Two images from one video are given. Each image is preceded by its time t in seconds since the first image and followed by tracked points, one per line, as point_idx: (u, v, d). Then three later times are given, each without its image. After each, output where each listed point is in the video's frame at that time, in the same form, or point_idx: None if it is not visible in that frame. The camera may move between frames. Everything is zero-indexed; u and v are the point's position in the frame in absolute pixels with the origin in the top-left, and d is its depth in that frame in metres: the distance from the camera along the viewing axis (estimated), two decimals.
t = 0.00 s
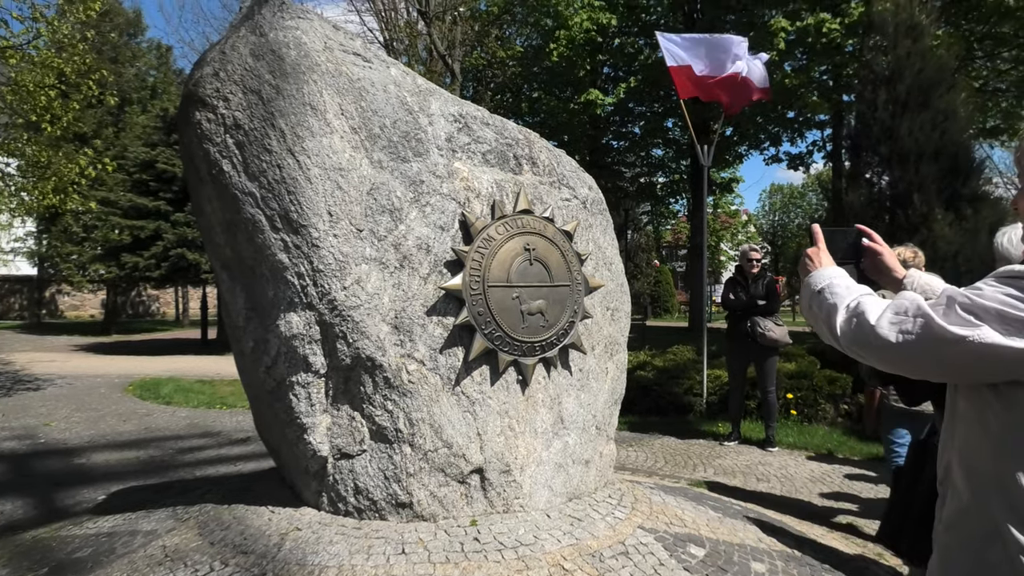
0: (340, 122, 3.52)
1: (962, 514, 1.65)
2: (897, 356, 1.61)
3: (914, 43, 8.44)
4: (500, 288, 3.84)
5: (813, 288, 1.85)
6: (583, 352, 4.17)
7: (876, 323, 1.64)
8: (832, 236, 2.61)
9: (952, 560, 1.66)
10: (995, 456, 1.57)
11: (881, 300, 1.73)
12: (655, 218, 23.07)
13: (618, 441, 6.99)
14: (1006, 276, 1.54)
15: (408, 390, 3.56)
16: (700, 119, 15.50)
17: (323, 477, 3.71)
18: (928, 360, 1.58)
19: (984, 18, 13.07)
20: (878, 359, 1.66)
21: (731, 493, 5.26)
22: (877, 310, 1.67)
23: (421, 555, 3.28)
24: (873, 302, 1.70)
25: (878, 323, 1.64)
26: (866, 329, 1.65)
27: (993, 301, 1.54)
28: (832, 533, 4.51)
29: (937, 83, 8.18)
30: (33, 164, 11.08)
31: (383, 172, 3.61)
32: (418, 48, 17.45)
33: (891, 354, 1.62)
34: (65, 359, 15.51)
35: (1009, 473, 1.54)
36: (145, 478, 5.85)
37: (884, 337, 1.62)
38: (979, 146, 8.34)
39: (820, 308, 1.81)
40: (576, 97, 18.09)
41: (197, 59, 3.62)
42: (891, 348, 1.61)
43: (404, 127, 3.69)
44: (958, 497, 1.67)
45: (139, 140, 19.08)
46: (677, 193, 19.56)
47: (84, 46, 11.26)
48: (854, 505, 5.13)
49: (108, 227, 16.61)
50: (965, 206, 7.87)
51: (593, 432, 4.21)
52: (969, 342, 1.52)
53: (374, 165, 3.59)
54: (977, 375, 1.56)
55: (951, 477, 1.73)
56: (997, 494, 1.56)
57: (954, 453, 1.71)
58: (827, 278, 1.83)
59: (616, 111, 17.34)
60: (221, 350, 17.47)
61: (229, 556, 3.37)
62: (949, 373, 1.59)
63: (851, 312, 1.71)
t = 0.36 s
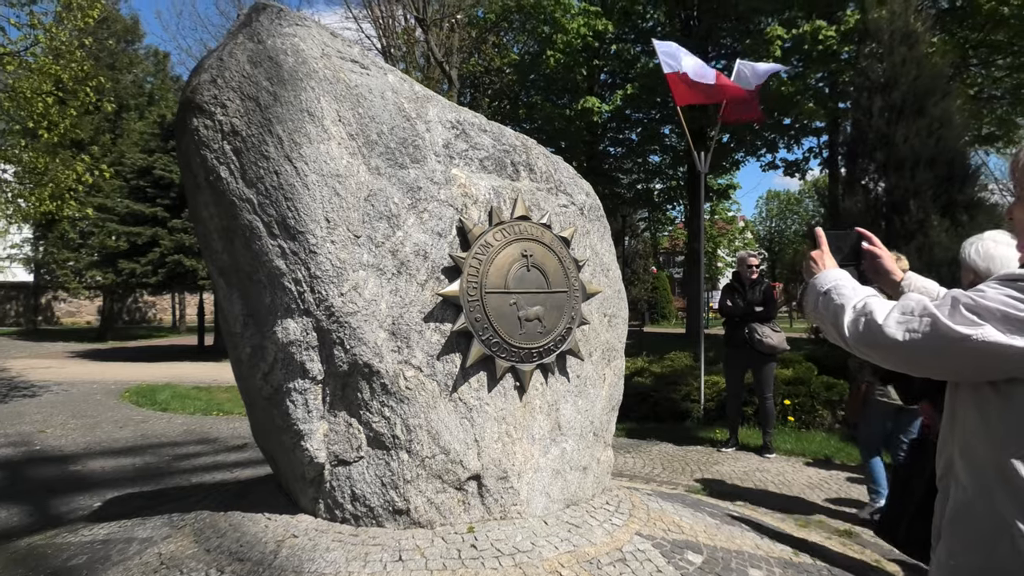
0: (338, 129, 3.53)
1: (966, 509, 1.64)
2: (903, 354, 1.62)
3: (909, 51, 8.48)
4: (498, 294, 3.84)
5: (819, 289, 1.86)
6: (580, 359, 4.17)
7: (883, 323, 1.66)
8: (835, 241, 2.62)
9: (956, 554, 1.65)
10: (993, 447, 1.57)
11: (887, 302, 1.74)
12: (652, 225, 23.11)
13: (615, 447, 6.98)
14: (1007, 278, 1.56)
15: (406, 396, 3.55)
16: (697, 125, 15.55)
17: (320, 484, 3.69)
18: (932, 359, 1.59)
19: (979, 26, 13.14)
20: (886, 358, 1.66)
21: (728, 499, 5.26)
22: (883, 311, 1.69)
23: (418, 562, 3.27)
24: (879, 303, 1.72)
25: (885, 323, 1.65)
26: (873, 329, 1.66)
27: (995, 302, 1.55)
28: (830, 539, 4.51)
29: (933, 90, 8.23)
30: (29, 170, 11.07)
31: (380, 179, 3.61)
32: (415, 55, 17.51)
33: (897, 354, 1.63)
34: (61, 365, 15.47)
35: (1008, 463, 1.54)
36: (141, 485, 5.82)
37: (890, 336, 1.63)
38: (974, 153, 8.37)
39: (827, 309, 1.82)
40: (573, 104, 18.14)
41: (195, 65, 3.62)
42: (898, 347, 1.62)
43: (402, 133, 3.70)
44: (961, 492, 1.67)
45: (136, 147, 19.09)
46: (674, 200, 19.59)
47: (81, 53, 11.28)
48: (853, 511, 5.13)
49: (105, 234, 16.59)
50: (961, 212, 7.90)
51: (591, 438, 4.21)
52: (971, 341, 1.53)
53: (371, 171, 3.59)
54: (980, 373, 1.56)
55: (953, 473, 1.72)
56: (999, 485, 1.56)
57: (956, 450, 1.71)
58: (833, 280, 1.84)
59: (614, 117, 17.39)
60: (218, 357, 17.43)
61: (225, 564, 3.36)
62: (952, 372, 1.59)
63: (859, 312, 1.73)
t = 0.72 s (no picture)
0: (336, 134, 3.53)
1: (961, 512, 1.64)
2: (900, 359, 1.62)
3: (905, 56, 8.53)
4: (496, 300, 3.84)
5: (820, 294, 1.86)
6: (578, 363, 4.17)
7: (880, 327, 1.66)
8: (837, 246, 2.63)
9: (952, 556, 1.65)
10: (987, 449, 1.58)
11: (885, 306, 1.75)
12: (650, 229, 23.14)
13: (613, 452, 6.97)
14: (1002, 281, 1.56)
15: (404, 402, 3.55)
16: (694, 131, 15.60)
17: (317, 489, 3.68)
18: (928, 364, 1.59)
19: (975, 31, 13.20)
20: (883, 363, 1.67)
21: (726, 503, 5.26)
22: (880, 316, 1.69)
23: (416, 569, 3.26)
24: (877, 308, 1.72)
25: (882, 328, 1.66)
26: (870, 333, 1.67)
27: (991, 306, 1.54)
28: (828, 544, 4.50)
29: (929, 96, 8.27)
30: (27, 175, 11.08)
31: (378, 184, 3.61)
32: (413, 61, 17.57)
33: (894, 358, 1.63)
34: (57, 371, 15.43)
35: (1002, 464, 1.54)
36: (137, 491, 5.80)
37: (887, 340, 1.64)
38: (970, 158, 8.40)
39: (827, 312, 1.82)
40: (570, 109, 18.18)
41: (193, 72, 3.63)
42: (895, 351, 1.63)
43: (400, 139, 3.70)
44: (957, 494, 1.67)
45: (134, 152, 19.10)
46: (671, 205, 19.61)
47: (79, 59, 11.30)
48: (851, 516, 5.12)
49: (102, 239, 16.59)
50: (957, 217, 7.91)
51: (589, 443, 4.21)
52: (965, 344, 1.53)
53: (370, 176, 3.60)
54: (976, 375, 1.56)
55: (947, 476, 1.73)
56: (994, 487, 1.56)
57: (951, 453, 1.71)
58: (834, 284, 1.84)
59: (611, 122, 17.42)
60: (215, 362, 17.40)
61: (222, 569, 3.36)
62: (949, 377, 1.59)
63: (857, 316, 1.73)
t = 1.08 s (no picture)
0: (335, 140, 3.53)
1: (955, 517, 1.64)
2: (895, 364, 1.63)
3: (903, 62, 8.55)
4: (493, 305, 3.84)
5: (817, 299, 1.86)
6: (577, 369, 4.17)
7: (875, 332, 1.66)
8: (833, 252, 2.62)
9: (947, 561, 1.65)
10: (981, 454, 1.58)
11: (882, 312, 1.74)
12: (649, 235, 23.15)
13: (612, 458, 6.97)
14: (997, 286, 1.56)
15: (402, 407, 3.54)
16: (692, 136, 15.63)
17: (315, 495, 3.67)
18: (924, 370, 1.59)
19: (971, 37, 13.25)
20: (878, 368, 1.67)
21: (725, 509, 5.25)
22: (876, 321, 1.69)
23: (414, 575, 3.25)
24: (873, 313, 1.72)
25: (877, 333, 1.66)
26: (865, 338, 1.67)
27: (987, 311, 1.54)
28: (828, 549, 4.49)
29: (927, 102, 8.30)
30: (25, 181, 11.09)
31: (377, 189, 3.61)
32: (412, 67, 17.60)
33: (889, 364, 1.63)
34: (55, 377, 15.38)
35: (997, 469, 1.54)
36: (135, 497, 5.78)
37: (883, 344, 1.64)
38: (968, 163, 8.42)
39: (824, 316, 1.82)
40: (569, 114, 18.23)
41: (192, 78, 3.63)
42: (890, 357, 1.63)
43: (398, 144, 3.70)
44: (952, 499, 1.66)
45: (133, 158, 19.11)
46: (670, 211, 19.64)
47: (78, 64, 11.32)
48: (849, 521, 5.11)
49: (100, 244, 16.58)
50: (955, 222, 7.92)
51: (588, 449, 4.21)
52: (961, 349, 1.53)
53: (368, 182, 3.60)
54: (971, 380, 1.56)
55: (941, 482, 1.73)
56: (989, 491, 1.56)
57: (947, 458, 1.71)
58: (830, 290, 1.84)
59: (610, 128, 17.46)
60: (213, 367, 17.38)
61: None
62: (944, 381, 1.59)
63: (852, 322, 1.73)
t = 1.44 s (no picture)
0: (334, 144, 3.53)
1: (952, 521, 1.64)
2: (891, 368, 1.63)
3: (901, 67, 8.58)
4: (492, 309, 3.84)
5: (813, 304, 1.86)
6: (576, 373, 4.16)
7: (871, 337, 1.67)
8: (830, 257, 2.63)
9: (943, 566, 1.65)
10: (978, 458, 1.58)
11: (878, 316, 1.75)
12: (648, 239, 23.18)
13: (611, 462, 6.96)
14: (992, 291, 1.56)
15: (400, 412, 3.54)
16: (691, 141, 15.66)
17: (314, 500, 3.67)
18: (924, 375, 1.59)
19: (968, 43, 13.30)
20: (875, 373, 1.67)
21: (724, 513, 5.24)
22: (871, 326, 1.70)
23: None
24: (869, 318, 1.72)
25: (873, 338, 1.66)
26: (861, 343, 1.68)
27: (985, 317, 1.54)
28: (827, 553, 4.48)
29: (925, 106, 8.32)
30: (23, 185, 11.10)
31: (376, 194, 3.61)
32: (411, 71, 17.64)
33: (886, 368, 1.64)
34: (53, 381, 15.35)
35: (992, 474, 1.54)
36: (132, 502, 5.77)
37: (880, 351, 1.64)
38: (966, 168, 8.45)
39: (822, 321, 1.82)
40: (568, 118, 18.27)
41: (191, 82, 3.64)
42: (886, 361, 1.63)
43: (397, 149, 3.70)
44: (948, 504, 1.66)
45: (131, 162, 19.13)
46: (668, 215, 19.68)
47: (76, 69, 11.34)
48: (848, 526, 5.09)
49: (99, 248, 16.58)
50: (953, 227, 7.95)
51: (586, 453, 4.20)
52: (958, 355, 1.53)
53: (367, 186, 3.59)
54: (965, 385, 1.57)
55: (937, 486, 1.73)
56: (984, 496, 1.56)
57: (943, 463, 1.71)
58: (827, 294, 1.85)
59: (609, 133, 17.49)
60: (212, 372, 17.37)
61: None
62: (944, 387, 1.59)
63: (848, 327, 1.73)
